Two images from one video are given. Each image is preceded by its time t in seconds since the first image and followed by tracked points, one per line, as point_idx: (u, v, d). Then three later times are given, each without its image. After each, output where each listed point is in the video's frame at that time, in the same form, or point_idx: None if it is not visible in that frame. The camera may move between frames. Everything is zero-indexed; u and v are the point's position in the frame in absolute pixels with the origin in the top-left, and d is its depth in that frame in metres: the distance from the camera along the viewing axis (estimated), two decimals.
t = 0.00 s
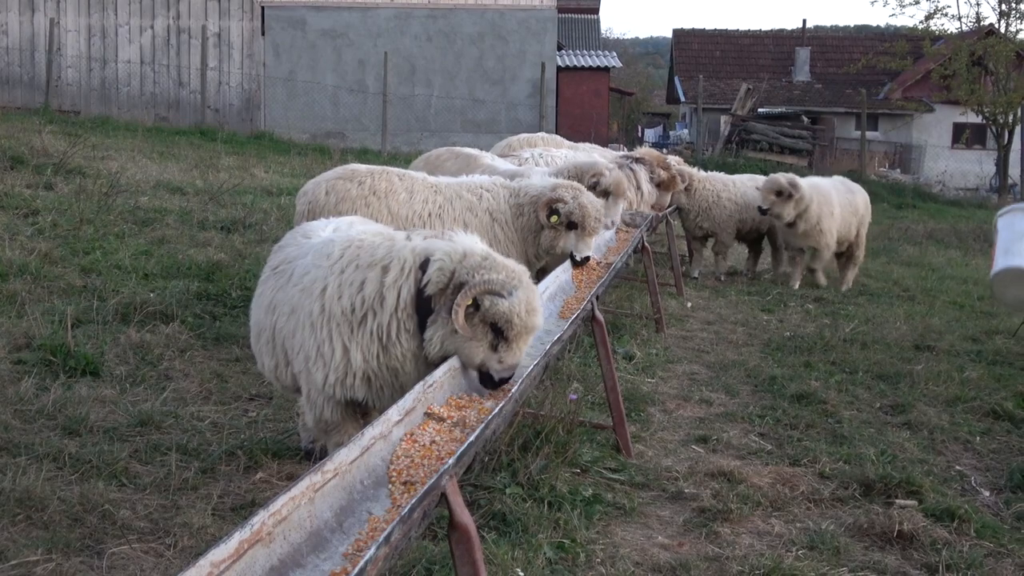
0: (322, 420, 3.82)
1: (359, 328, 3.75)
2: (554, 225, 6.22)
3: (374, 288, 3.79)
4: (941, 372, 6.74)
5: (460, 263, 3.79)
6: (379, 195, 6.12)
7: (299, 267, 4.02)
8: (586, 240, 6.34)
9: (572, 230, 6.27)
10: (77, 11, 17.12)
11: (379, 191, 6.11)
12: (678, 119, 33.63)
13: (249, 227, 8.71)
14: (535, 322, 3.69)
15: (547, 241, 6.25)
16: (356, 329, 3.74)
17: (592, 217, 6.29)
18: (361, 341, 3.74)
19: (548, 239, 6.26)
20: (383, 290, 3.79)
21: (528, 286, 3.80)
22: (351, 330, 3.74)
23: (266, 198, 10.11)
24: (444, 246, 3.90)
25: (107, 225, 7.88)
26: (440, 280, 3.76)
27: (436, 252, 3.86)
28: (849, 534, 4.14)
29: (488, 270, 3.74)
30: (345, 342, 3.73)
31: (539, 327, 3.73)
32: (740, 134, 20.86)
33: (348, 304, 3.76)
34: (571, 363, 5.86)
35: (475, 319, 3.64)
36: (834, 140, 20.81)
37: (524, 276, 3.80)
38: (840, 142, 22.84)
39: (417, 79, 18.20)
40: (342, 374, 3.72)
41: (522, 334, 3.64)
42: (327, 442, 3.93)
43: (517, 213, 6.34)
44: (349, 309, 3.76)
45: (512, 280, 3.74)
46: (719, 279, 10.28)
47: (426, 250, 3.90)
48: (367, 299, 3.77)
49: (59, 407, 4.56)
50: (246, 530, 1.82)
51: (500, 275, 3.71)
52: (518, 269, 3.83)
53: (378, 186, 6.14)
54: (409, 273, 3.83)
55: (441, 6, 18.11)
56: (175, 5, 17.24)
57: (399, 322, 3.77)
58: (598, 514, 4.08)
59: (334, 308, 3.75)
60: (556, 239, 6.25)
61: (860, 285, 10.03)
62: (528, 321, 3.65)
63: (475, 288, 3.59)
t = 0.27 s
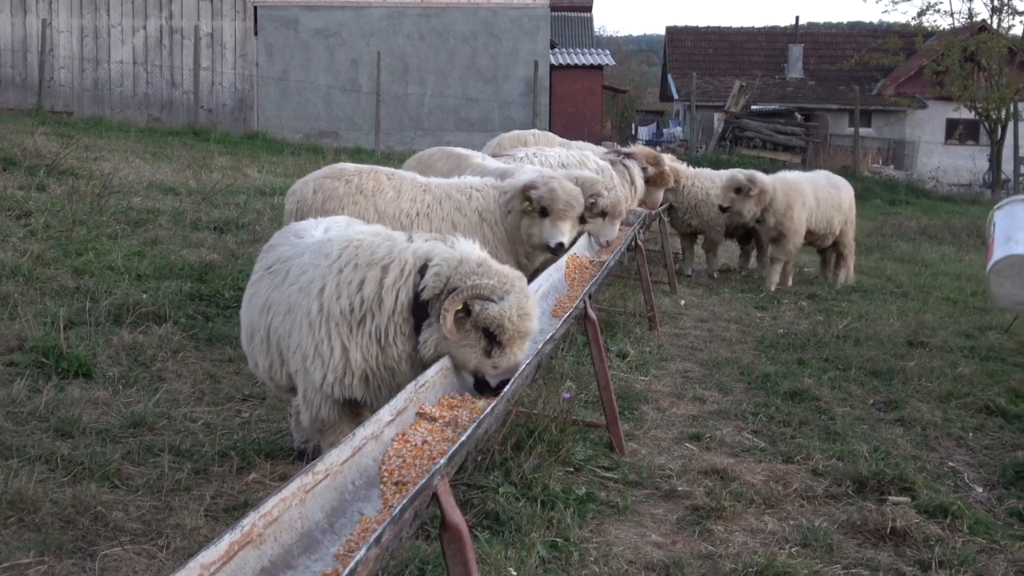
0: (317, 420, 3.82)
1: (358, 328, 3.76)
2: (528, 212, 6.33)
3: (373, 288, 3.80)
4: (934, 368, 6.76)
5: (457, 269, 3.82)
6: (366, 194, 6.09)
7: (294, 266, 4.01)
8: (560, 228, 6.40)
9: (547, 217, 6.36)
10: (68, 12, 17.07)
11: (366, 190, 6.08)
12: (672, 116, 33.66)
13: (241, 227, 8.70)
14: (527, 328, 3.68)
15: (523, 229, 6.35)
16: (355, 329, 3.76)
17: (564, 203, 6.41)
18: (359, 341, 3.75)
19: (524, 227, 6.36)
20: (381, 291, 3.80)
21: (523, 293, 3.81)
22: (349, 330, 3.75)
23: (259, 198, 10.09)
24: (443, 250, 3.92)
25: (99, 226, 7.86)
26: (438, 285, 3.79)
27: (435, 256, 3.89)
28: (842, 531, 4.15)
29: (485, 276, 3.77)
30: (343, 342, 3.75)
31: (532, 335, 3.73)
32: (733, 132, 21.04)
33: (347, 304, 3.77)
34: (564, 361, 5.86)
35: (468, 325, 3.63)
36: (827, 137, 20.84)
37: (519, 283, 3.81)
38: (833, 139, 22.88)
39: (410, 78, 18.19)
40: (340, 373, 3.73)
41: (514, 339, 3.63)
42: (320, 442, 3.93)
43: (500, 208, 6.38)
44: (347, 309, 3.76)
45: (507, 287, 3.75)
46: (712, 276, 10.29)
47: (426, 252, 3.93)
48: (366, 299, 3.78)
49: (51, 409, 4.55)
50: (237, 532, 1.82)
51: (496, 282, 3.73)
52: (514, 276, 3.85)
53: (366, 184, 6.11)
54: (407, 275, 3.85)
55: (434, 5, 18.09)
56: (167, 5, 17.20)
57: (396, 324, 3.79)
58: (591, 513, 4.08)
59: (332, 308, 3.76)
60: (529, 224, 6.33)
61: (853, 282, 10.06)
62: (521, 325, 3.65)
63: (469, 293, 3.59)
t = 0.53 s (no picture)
0: (311, 419, 3.82)
1: (352, 326, 3.76)
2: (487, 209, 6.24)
3: (366, 287, 3.79)
4: (925, 365, 6.79)
5: (451, 268, 3.81)
6: (340, 194, 6.11)
7: (287, 266, 4.01)
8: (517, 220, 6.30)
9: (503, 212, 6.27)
10: (57, 13, 17.00)
11: (339, 190, 6.11)
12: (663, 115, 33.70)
13: (233, 227, 8.68)
14: (520, 327, 3.66)
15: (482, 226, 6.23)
16: (349, 328, 3.76)
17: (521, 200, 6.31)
18: (354, 338, 3.75)
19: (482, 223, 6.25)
20: (375, 289, 3.80)
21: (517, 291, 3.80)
22: (344, 328, 3.75)
23: (250, 199, 10.08)
24: (437, 248, 3.91)
25: (90, 227, 7.84)
26: (431, 283, 3.78)
27: (430, 255, 3.87)
28: (834, 528, 4.17)
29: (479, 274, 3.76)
30: (337, 340, 3.74)
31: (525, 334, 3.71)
32: (724, 129, 21.01)
33: (341, 302, 3.77)
34: (556, 360, 5.87)
35: (460, 324, 3.63)
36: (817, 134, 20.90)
37: (512, 282, 3.80)
38: (824, 136, 22.94)
39: (401, 77, 18.17)
40: (333, 372, 3.73)
41: (506, 338, 3.61)
42: (313, 442, 3.93)
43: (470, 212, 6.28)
44: (341, 308, 3.76)
45: (501, 285, 3.74)
46: (704, 275, 10.30)
47: (420, 250, 3.93)
48: (359, 299, 3.77)
49: (42, 410, 4.54)
50: (229, 532, 1.82)
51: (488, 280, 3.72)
52: (507, 273, 3.84)
53: (340, 183, 6.14)
54: (402, 274, 3.85)
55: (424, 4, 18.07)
56: (156, 5, 17.15)
57: (390, 322, 3.79)
58: (584, 511, 4.09)
59: (325, 307, 3.75)
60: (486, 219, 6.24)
61: (844, 279, 10.09)
62: (512, 327, 3.62)
63: (460, 291, 3.58)
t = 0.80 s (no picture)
0: (307, 420, 3.83)
1: (348, 327, 3.77)
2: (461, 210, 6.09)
3: (362, 289, 3.79)
4: (922, 366, 6.80)
5: (447, 270, 3.82)
6: (313, 192, 6.11)
7: (282, 266, 4.01)
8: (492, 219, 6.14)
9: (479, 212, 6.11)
10: (55, 11, 16.97)
11: (311, 188, 6.11)
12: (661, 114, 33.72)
13: (230, 226, 8.67)
14: (521, 329, 3.70)
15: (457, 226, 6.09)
16: (345, 328, 3.76)
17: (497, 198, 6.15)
18: (350, 339, 3.75)
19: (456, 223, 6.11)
20: (371, 290, 3.80)
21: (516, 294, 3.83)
22: (339, 329, 3.75)
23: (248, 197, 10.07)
24: (432, 251, 3.92)
25: (87, 225, 7.83)
26: (427, 287, 3.79)
27: (425, 257, 3.88)
28: (831, 529, 4.18)
29: (477, 278, 3.78)
30: (332, 341, 3.74)
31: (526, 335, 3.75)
32: (722, 130, 21.04)
33: (336, 302, 3.77)
34: (553, 360, 5.87)
35: (462, 328, 3.64)
36: (814, 135, 20.92)
37: (510, 285, 3.83)
38: (821, 137, 22.96)
39: (399, 76, 18.16)
40: (328, 373, 3.73)
41: (508, 341, 3.65)
42: (310, 441, 3.93)
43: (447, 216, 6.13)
44: (337, 308, 3.76)
45: (500, 288, 3.77)
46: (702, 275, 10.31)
47: (415, 252, 3.93)
48: (355, 300, 3.78)
49: (40, 409, 4.54)
50: (227, 532, 1.82)
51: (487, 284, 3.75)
52: (504, 276, 3.87)
53: (313, 182, 6.14)
54: (397, 276, 3.85)
55: (422, 3, 18.06)
56: (154, 3, 17.13)
57: (385, 324, 3.78)
58: (581, 512, 4.09)
59: (321, 307, 3.75)
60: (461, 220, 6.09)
61: (841, 280, 10.10)
62: (515, 327, 3.68)
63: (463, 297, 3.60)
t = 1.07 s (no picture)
0: (300, 419, 3.83)
1: (340, 325, 3.76)
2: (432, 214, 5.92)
3: (354, 287, 3.78)
4: (919, 364, 6.81)
5: (447, 268, 3.79)
6: (294, 195, 6.12)
7: (274, 266, 4.01)
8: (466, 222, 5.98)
9: (450, 216, 5.94)
10: (51, 12, 16.95)
11: (290, 192, 6.13)
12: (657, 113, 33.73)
13: (227, 226, 8.67)
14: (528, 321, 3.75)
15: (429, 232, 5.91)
16: (337, 327, 3.76)
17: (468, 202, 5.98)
18: (342, 338, 3.75)
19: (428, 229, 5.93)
20: (364, 288, 3.79)
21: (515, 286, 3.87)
22: (332, 328, 3.75)
23: (244, 198, 10.07)
24: (427, 248, 3.90)
25: (83, 226, 7.83)
26: (428, 285, 3.76)
27: (422, 256, 3.86)
28: (828, 527, 4.18)
29: (477, 273, 3.78)
30: (324, 341, 3.74)
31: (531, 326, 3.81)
32: (718, 129, 20.97)
33: (328, 301, 3.77)
34: (550, 360, 5.87)
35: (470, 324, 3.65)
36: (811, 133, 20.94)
37: (510, 277, 3.86)
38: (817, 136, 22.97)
39: (395, 76, 18.15)
40: (321, 371, 3.74)
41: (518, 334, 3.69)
42: (307, 441, 3.93)
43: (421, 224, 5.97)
44: (328, 307, 3.76)
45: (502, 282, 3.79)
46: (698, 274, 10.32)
47: (408, 251, 3.92)
48: (347, 298, 3.77)
49: (36, 409, 4.53)
50: (224, 532, 1.82)
51: (490, 279, 3.76)
52: (502, 269, 3.89)
53: (294, 185, 6.17)
54: (392, 275, 3.83)
55: (418, 3, 18.05)
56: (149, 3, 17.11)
57: (383, 322, 3.78)
58: (579, 511, 4.09)
59: (313, 307, 3.76)
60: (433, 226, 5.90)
61: (837, 279, 10.10)
62: (522, 321, 3.72)
63: (474, 295, 3.62)
